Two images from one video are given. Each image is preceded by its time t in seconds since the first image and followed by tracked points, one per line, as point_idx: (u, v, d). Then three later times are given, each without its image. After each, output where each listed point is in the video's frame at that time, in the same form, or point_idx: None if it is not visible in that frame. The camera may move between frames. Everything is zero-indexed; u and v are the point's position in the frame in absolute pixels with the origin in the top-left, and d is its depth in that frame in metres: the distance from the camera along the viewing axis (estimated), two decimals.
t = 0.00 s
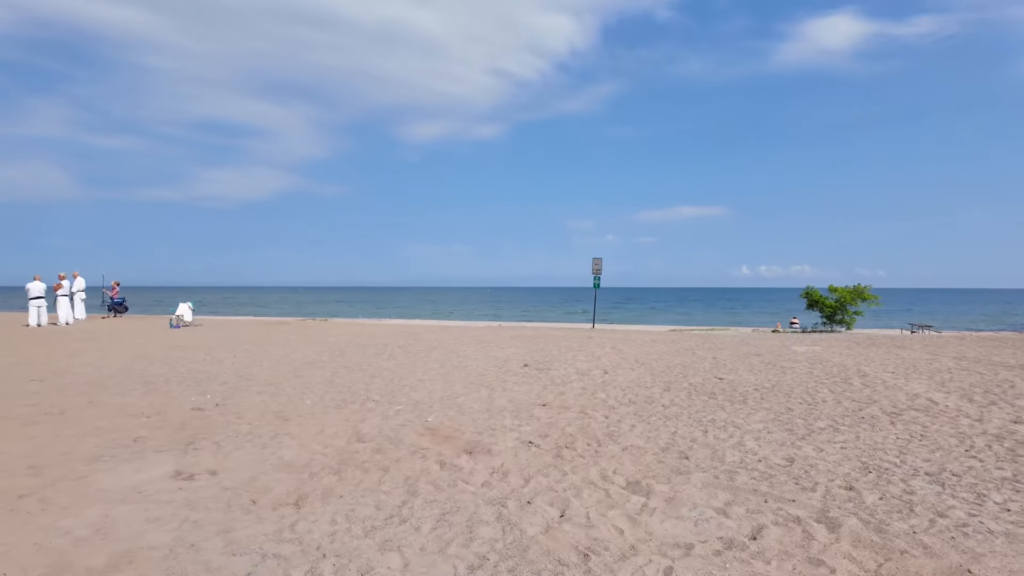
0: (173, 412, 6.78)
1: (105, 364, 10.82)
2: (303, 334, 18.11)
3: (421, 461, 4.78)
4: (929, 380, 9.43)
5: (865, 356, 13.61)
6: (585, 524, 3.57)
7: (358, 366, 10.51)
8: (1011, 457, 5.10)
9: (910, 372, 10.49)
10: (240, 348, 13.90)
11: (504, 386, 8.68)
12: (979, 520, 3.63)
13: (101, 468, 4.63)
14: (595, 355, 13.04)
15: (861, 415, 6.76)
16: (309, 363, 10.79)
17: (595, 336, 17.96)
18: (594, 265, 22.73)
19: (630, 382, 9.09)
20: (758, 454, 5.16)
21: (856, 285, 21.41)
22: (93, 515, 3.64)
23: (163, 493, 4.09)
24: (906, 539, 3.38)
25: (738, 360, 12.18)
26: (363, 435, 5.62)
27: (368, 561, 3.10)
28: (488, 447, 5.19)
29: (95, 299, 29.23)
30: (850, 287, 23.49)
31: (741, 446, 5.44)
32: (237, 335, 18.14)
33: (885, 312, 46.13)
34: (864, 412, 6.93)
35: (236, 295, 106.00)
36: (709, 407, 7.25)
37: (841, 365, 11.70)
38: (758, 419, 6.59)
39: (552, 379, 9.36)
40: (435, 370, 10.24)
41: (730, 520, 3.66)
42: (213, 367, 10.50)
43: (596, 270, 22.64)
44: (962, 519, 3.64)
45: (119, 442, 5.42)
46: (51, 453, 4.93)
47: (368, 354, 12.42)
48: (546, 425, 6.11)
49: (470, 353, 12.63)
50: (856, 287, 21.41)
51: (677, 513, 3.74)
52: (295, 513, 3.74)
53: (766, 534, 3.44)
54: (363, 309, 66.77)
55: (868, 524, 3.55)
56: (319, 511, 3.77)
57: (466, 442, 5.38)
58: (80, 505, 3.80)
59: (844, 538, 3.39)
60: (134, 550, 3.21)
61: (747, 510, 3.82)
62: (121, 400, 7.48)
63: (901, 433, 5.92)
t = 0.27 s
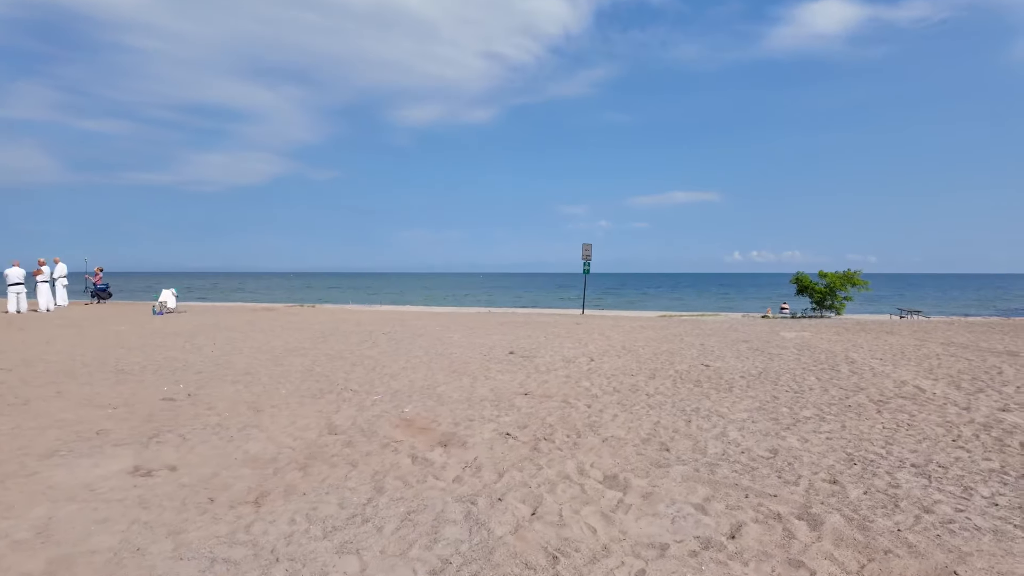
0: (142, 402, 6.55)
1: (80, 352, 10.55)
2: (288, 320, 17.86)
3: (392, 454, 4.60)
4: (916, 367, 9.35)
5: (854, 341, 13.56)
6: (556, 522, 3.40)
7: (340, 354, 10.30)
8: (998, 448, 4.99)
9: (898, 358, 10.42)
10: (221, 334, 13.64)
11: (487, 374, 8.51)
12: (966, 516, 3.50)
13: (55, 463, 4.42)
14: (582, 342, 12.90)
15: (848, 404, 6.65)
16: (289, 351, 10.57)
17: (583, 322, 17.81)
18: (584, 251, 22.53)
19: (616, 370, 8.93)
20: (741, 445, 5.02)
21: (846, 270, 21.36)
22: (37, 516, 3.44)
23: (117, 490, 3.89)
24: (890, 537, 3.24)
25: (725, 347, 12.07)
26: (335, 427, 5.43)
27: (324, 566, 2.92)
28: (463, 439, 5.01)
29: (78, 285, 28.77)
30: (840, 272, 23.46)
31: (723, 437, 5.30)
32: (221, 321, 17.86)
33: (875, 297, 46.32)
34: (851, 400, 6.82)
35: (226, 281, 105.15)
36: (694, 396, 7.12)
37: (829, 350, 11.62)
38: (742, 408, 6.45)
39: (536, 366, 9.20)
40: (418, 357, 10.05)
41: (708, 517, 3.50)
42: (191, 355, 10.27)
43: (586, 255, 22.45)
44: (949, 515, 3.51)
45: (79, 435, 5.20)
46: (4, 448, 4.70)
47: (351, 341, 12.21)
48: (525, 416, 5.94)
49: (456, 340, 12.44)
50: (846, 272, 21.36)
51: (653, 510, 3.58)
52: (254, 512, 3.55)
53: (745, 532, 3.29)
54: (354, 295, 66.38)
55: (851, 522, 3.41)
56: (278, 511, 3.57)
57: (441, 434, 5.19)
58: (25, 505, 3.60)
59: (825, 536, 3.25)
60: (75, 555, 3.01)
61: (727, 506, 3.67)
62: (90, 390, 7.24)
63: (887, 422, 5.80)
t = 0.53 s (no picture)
0: (92, 408, 6.24)
1: (37, 352, 10.14)
2: (263, 318, 17.46)
3: (347, 465, 4.37)
4: (893, 364, 9.30)
5: (832, 338, 13.53)
6: (512, 541, 3.20)
7: (310, 354, 10.00)
8: (973, 451, 4.88)
9: (875, 356, 10.36)
10: (190, 333, 13.26)
11: (459, 375, 8.28)
12: (940, 528, 3.36)
13: None
14: (560, 340, 12.71)
15: (823, 405, 6.53)
16: (257, 351, 10.26)
17: (563, 319, 17.64)
18: (565, 246, 22.36)
19: (591, 370, 8.75)
20: (712, 451, 4.85)
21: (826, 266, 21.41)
22: None
23: (44, 509, 3.62)
24: (861, 553, 3.08)
25: (704, 344, 11.95)
26: (292, 435, 5.18)
27: None
28: (425, 448, 4.79)
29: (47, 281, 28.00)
30: (819, 268, 23.54)
31: (695, 441, 5.13)
32: (193, 318, 17.41)
33: (854, 292, 46.78)
34: (826, 401, 6.71)
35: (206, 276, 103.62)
36: (669, 397, 6.95)
37: (807, 348, 11.55)
38: (716, 410, 6.30)
39: (511, 366, 8.99)
40: (390, 357, 9.79)
41: (673, 532, 3.32)
42: (155, 355, 9.92)
43: (567, 250, 22.27)
44: (922, 528, 3.36)
45: (17, 445, 4.89)
46: None
47: (322, 340, 11.89)
48: (493, 420, 5.73)
49: (432, 338, 12.20)
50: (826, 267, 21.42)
51: (616, 525, 3.39)
52: (189, 533, 3.31)
53: (710, 550, 3.12)
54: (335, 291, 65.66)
55: (821, 537, 3.25)
56: (215, 531, 3.33)
57: (403, 442, 4.97)
58: None
59: (794, 553, 3.08)
60: None
61: (694, 520, 3.50)
62: (39, 394, 6.90)
63: (862, 424, 5.69)
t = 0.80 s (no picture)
0: (23, 405, 5.84)
1: None
2: (225, 308, 16.94)
3: (290, 466, 4.10)
4: (858, 352, 9.32)
5: (799, 326, 13.60)
6: (458, 547, 2.98)
7: (269, 346, 9.64)
8: (936, 440, 4.82)
9: (841, 344, 10.40)
10: (145, 324, 12.73)
11: (422, 366, 8.03)
12: (904, 525, 3.24)
13: None
14: (530, 329, 12.52)
15: (789, 394, 6.46)
16: (213, 344, 9.85)
17: (535, 308, 17.46)
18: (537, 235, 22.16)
19: (558, 360, 8.57)
20: (675, 443, 4.71)
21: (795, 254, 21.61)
22: None
23: None
24: (823, 554, 2.94)
25: (673, 333, 11.89)
26: (235, 433, 4.88)
27: None
28: (376, 445, 4.54)
29: None
30: (789, 256, 23.77)
31: (658, 434, 4.98)
32: (151, 308, 16.80)
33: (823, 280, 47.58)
34: (792, 390, 6.63)
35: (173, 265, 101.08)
36: (635, 388, 6.81)
37: (775, 336, 11.56)
38: (682, 401, 6.17)
39: (476, 357, 8.76)
40: (352, 349, 9.48)
41: (629, 534, 3.15)
42: (103, 348, 9.45)
43: (540, 239, 22.08)
44: (886, 525, 3.24)
45: None
46: None
47: (284, 332, 11.51)
48: (451, 413, 5.51)
49: (398, 328, 11.90)
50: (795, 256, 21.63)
51: (570, 527, 3.20)
52: (103, 545, 3.02)
53: (667, 552, 2.95)
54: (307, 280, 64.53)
55: (783, 536, 3.11)
56: (134, 542, 3.05)
57: (353, 439, 4.71)
58: None
59: (754, 555, 2.93)
60: None
61: (652, 519, 3.33)
62: None
63: (827, 414, 5.61)
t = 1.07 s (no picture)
0: None
1: None
2: (191, 302, 16.42)
3: (230, 480, 3.81)
4: (831, 348, 9.26)
5: (773, 321, 13.58)
6: None
7: (229, 344, 9.27)
8: (909, 444, 4.70)
9: (814, 339, 10.35)
10: (102, 320, 12.22)
11: (387, 366, 7.75)
12: (877, 541, 3.08)
13: None
14: (503, 324, 12.29)
15: (761, 393, 6.32)
16: (171, 342, 9.44)
17: (510, 302, 17.22)
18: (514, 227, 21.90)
19: (529, 357, 8.35)
20: (642, 450, 4.51)
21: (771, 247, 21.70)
22: None
23: None
24: None
25: (648, 328, 11.76)
26: (177, 444, 4.57)
27: None
28: (326, 456, 4.26)
29: None
30: (765, 249, 23.86)
31: (625, 439, 4.78)
32: (113, 303, 16.21)
33: (798, 272, 48.10)
34: (764, 389, 6.50)
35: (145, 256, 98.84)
36: (605, 388, 6.62)
37: (749, 331, 11.49)
38: (652, 402, 5.99)
39: (445, 355, 8.51)
40: (316, 347, 9.15)
41: (588, 556, 2.94)
42: (52, 347, 8.99)
43: (516, 231, 21.82)
44: (857, 541, 3.08)
45: None
46: None
47: (248, 329, 11.11)
48: (411, 418, 5.26)
49: (367, 324, 11.58)
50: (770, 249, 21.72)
51: (524, 549, 2.97)
52: None
53: None
54: (283, 272, 63.44)
55: (749, 556, 2.92)
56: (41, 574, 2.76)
57: (303, 450, 4.43)
58: None
59: None
60: None
61: (612, 538, 3.12)
62: None
63: (799, 416, 5.48)
